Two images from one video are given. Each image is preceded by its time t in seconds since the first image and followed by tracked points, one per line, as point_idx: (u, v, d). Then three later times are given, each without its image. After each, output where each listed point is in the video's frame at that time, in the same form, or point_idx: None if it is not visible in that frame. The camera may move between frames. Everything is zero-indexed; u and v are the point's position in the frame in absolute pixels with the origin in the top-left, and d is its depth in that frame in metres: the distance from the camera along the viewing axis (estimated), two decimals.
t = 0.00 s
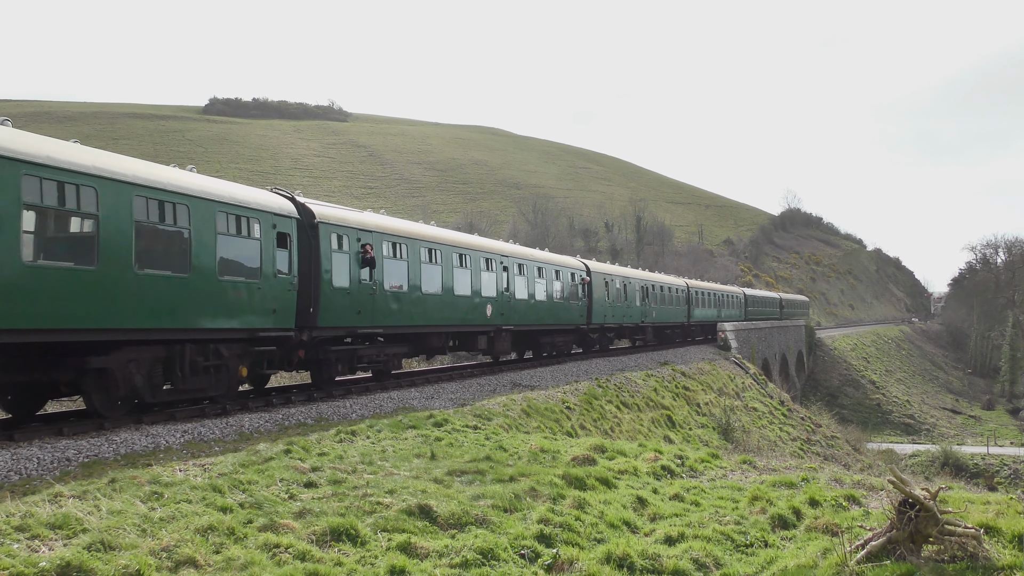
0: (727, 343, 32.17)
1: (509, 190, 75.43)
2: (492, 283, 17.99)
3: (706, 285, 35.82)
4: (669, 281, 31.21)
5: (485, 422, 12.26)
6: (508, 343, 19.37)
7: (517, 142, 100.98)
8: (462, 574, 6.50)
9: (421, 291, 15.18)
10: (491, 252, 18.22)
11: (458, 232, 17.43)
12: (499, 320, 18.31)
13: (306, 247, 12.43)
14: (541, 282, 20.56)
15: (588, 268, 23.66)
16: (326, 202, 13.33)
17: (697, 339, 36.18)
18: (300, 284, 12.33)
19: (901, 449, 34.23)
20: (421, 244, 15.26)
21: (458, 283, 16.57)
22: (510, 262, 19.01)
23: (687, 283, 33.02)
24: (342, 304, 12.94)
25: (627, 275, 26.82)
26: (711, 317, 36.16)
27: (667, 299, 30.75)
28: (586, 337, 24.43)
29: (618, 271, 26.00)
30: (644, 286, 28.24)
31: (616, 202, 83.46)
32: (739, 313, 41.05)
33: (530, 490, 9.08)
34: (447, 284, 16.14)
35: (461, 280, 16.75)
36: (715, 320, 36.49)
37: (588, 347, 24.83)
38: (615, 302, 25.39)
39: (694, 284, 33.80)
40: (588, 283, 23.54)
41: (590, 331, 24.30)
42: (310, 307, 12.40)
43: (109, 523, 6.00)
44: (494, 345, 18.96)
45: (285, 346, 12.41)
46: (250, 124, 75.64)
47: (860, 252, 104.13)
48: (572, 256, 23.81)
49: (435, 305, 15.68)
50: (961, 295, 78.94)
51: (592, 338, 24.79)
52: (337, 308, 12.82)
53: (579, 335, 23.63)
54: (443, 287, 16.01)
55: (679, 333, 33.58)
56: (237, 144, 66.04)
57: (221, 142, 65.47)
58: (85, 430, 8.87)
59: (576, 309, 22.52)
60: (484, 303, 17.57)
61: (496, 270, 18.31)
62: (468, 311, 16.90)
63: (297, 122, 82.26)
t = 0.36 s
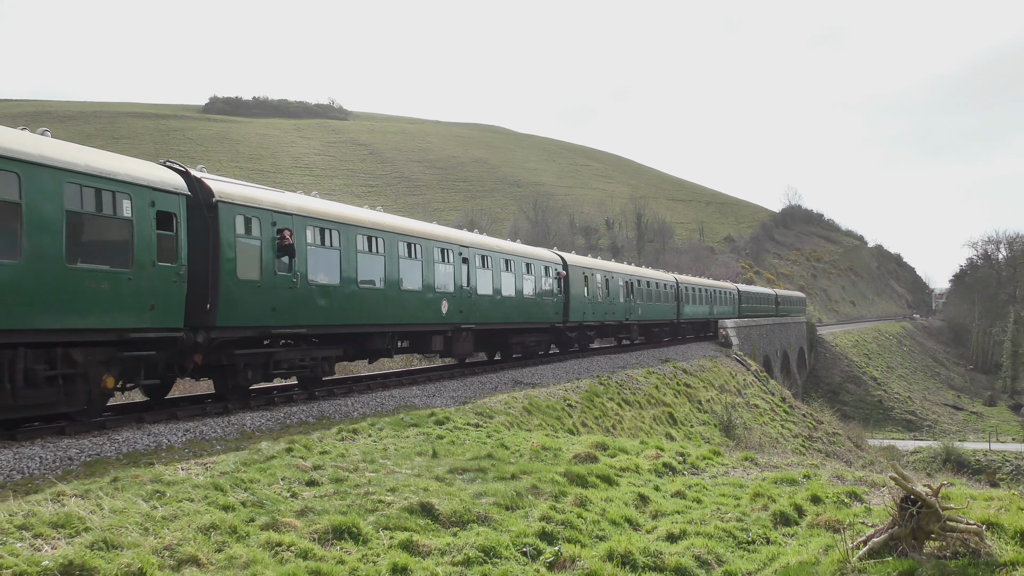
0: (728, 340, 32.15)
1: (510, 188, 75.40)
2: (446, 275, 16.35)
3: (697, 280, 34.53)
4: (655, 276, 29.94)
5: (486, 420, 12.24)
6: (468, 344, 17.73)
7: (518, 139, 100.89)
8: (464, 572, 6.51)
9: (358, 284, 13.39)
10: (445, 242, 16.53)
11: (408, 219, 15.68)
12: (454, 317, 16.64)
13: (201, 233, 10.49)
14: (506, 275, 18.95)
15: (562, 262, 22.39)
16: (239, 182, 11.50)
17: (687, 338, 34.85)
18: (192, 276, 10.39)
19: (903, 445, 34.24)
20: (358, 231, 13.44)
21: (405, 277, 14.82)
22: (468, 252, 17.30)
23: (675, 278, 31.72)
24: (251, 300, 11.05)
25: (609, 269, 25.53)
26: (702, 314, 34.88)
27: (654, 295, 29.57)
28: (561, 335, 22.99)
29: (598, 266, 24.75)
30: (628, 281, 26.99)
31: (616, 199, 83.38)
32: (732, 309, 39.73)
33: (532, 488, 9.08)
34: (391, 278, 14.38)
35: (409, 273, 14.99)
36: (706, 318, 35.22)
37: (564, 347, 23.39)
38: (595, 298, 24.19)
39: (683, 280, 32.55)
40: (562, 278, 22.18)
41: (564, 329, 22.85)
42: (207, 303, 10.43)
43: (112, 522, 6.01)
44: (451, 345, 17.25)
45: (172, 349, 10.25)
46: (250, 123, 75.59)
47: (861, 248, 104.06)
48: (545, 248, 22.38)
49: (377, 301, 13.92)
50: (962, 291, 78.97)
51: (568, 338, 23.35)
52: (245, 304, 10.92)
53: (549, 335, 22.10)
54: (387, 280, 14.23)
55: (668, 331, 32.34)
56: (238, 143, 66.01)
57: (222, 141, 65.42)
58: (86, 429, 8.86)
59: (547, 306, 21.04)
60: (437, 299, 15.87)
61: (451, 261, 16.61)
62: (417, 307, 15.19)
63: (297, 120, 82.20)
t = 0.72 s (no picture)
0: (730, 340, 32.14)
1: (512, 188, 75.44)
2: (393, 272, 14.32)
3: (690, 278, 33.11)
4: (643, 273, 28.47)
5: (489, 421, 12.25)
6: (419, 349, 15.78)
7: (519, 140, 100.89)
8: (467, 572, 6.51)
9: (274, 279, 11.28)
10: (391, 232, 14.49)
11: (345, 206, 13.58)
12: (402, 318, 14.65)
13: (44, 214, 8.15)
14: (466, 271, 16.98)
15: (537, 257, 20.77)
16: (118, 153, 9.35)
17: (678, 339, 33.40)
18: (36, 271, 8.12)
19: (906, 445, 34.16)
20: (275, 217, 11.31)
21: (337, 271, 12.72)
22: (419, 244, 15.27)
23: (665, 276, 30.28)
24: (123, 296, 8.85)
25: (592, 266, 24.00)
26: (695, 314, 33.46)
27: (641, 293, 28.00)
28: (534, 338, 21.21)
29: (579, 263, 23.24)
30: (612, 278, 25.51)
31: (619, 200, 83.35)
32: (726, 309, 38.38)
33: (535, 488, 9.08)
34: (319, 272, 12.29)
35: (344, 267, 12.91)
36: (699, 319, 33.84)
37: (539, 351, 21.58)
38: (576, 297, 22.66)
39: (673, 278, 31.12)
40: (534, 275, 20.34)
41: (538, 331, 21.03)
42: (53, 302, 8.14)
43: (115, 523, 6.01)
44: (400, 349, 15.28)
45: (5, 355, 8.17)
46: (252, 124, 75.69)
47: (864, 248, 103.88)
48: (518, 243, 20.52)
49: (302, 299, 11.87)
50: (964, 291, 78.86)
51: (542, 340, 21.56)
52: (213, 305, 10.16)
53: (520, 338, 20.24)
54: (314, 275, 12.14)
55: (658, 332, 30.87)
56: (241, 144, 66.13)
57: (224, 142, 65.48)
58: (89, 430, 8.87)
59: (517, 305, 19.21)
60: (379, 297, 13.85)
61: (399, 254, 14.59)
62: (354, 307, 13.16)
63: (299, 121, 82.33)
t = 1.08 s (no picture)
0: (740, 341, 32.02)
1: (520, 190, 75.40)
2: (331, 267, 12.41)
3: (688, 278, 31.89)
4: (635, 273, 27.16)
5: (498, 422, 12.24)
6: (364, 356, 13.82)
7: (528, 141, 100.91)
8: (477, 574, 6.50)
9: (204, 275, 9.86)
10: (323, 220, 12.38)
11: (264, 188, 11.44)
12: (338, 320, 12.63)
13: None
14: (422, 266, 15.04)
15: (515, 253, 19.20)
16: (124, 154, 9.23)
17: (675, 342, 32.17)
18: None
19: (918, 446, 33.94)
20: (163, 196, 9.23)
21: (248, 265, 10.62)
22: (360, 234, 13.21)
23: (660, 276, 29.15)
24: (144, 296, 9.01)
25: (578, 263, 22.58)
26: (692, 316, 32.22)
27: (633, 294, 26.61)
28: (508, 340, 19.57)
29: (564, 260, 21.92)
30: (600, 277, 24.18)
31: (627, 201, 83.24)
32: (726, 311, 37.17)
33: (544, 490, 9.07)
34: (224, 265, 10.19)
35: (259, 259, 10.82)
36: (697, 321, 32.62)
37: (514, 356, 19.94)
38: (560, 297, 21.20)
39: (669, 277, 29.91)
40: (507, 273, 18.59)
41: (513, 334, 19.37)
42: None
43: (126, 525, 6.03)
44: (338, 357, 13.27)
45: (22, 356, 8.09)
46: (261, 127, 76.00)
47: (874, 249, 103.37)
48: (489, 238, 18.68)
49: (202, 297, 9.83)
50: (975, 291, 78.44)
51: (518, 344, 19.96)
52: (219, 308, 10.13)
53: (491, 342, 18.54)
54: (217, 270, 10.06)
55: (651, 334, 29.55)
56: (250, 147, 66.40)
57: (234, 145, 65.81)
58: (100, 432, 8.91)
59: (486, 307, 17.47)
60: (315, 296, 12.01)
61: (335, 245, 12.56)
62: (274, 307, 11.15)
63: (308, 124, 82.60)
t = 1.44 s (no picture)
0: (745, 343, 31.97)
1: (525, 191, 75.38)
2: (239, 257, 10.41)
3: (681, 278, 30.77)
4: (621, 272, 25.83)
5: (502, 424, 12.23)
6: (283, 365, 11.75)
7: (532, 142, 100.92)
8: None
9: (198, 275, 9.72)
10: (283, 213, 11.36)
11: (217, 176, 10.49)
12: (273, 320, 11.12)
13: None
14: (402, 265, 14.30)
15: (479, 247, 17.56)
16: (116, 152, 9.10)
17: (666, 345, 30.96)
18: None
19: (923, 448, 33.82)
20: (105, 185, 8.38)
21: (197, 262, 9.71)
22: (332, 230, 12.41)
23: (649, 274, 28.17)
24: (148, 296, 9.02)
25: (556, 259, 21.12)
26: (685, 317, 31.19)
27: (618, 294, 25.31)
28: (471, 344, 17.89)
29: (538, 256, 20.34)
30: (581, 275, 22.81)
31: (632, 202, 83.19)
32: (722, 312, 36.12)
33: (548, 491, 9.05)
34: (177, 263, 9.38)
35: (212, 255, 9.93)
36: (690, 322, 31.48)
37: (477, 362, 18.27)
38: (534, 296, 19.68)
39: (658, 276, 28.70)
40: (468, 269, 16.83)
41: (476, 338, 17.69)
42: None
43: (130, 526, 6.04)
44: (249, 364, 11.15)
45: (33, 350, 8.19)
46: (266, 128, 76.15)
47: (879, 250, 103.12)
48: (451, 230, 16.89)
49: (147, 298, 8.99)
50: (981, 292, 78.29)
51: (483, 349, 18.24)
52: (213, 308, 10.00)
53: (451, 347, 16.84)
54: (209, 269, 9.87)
55: (639, 336, 28.17)
56: (255, 148, 66.52)
57: (238, 146, 66.04)
58: (105, 432, 8.93)
59: (441, 307, 15.61)
60: (218, 292, 10.05)
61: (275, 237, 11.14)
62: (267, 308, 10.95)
63: (313, 125, 82.74)
